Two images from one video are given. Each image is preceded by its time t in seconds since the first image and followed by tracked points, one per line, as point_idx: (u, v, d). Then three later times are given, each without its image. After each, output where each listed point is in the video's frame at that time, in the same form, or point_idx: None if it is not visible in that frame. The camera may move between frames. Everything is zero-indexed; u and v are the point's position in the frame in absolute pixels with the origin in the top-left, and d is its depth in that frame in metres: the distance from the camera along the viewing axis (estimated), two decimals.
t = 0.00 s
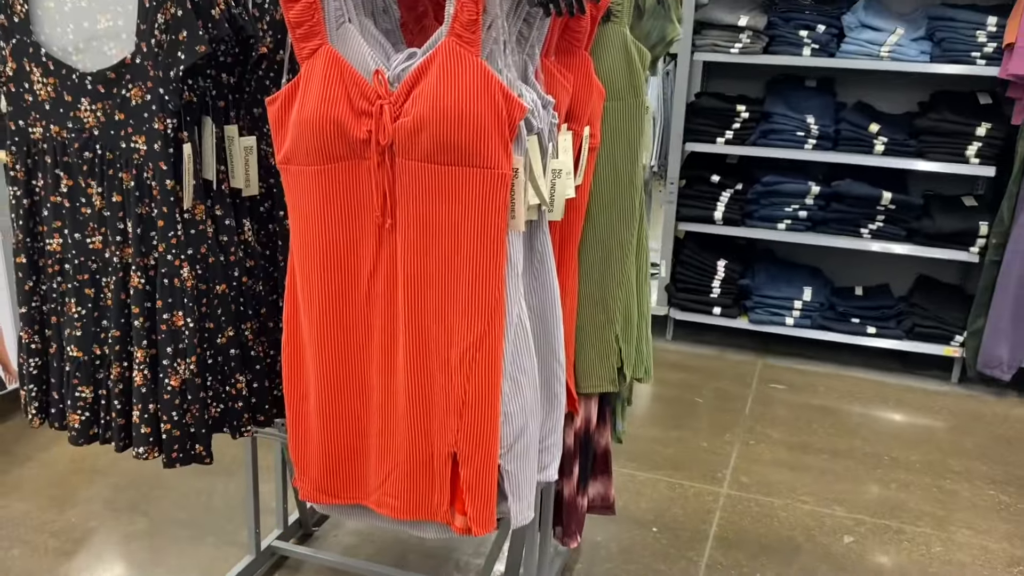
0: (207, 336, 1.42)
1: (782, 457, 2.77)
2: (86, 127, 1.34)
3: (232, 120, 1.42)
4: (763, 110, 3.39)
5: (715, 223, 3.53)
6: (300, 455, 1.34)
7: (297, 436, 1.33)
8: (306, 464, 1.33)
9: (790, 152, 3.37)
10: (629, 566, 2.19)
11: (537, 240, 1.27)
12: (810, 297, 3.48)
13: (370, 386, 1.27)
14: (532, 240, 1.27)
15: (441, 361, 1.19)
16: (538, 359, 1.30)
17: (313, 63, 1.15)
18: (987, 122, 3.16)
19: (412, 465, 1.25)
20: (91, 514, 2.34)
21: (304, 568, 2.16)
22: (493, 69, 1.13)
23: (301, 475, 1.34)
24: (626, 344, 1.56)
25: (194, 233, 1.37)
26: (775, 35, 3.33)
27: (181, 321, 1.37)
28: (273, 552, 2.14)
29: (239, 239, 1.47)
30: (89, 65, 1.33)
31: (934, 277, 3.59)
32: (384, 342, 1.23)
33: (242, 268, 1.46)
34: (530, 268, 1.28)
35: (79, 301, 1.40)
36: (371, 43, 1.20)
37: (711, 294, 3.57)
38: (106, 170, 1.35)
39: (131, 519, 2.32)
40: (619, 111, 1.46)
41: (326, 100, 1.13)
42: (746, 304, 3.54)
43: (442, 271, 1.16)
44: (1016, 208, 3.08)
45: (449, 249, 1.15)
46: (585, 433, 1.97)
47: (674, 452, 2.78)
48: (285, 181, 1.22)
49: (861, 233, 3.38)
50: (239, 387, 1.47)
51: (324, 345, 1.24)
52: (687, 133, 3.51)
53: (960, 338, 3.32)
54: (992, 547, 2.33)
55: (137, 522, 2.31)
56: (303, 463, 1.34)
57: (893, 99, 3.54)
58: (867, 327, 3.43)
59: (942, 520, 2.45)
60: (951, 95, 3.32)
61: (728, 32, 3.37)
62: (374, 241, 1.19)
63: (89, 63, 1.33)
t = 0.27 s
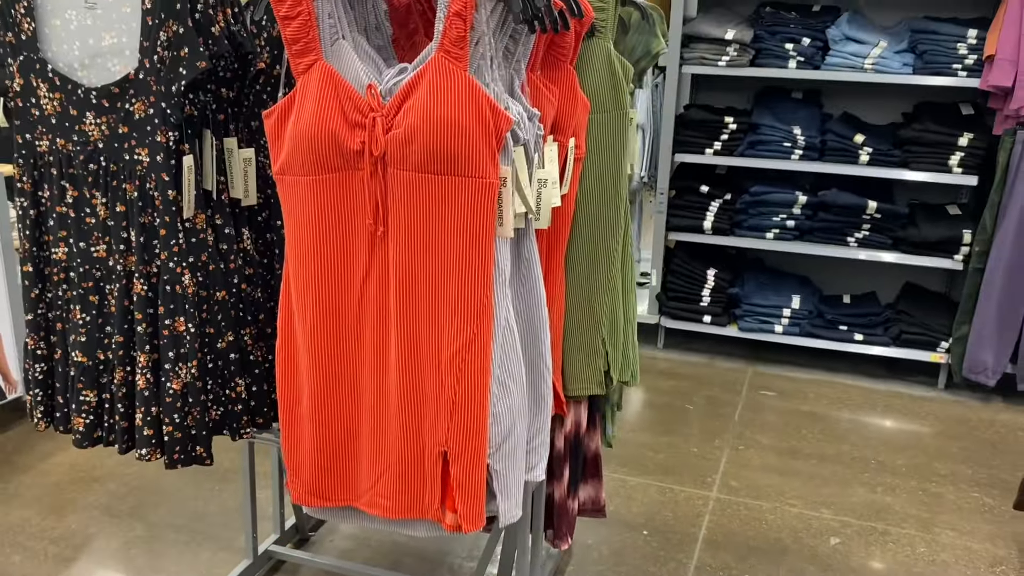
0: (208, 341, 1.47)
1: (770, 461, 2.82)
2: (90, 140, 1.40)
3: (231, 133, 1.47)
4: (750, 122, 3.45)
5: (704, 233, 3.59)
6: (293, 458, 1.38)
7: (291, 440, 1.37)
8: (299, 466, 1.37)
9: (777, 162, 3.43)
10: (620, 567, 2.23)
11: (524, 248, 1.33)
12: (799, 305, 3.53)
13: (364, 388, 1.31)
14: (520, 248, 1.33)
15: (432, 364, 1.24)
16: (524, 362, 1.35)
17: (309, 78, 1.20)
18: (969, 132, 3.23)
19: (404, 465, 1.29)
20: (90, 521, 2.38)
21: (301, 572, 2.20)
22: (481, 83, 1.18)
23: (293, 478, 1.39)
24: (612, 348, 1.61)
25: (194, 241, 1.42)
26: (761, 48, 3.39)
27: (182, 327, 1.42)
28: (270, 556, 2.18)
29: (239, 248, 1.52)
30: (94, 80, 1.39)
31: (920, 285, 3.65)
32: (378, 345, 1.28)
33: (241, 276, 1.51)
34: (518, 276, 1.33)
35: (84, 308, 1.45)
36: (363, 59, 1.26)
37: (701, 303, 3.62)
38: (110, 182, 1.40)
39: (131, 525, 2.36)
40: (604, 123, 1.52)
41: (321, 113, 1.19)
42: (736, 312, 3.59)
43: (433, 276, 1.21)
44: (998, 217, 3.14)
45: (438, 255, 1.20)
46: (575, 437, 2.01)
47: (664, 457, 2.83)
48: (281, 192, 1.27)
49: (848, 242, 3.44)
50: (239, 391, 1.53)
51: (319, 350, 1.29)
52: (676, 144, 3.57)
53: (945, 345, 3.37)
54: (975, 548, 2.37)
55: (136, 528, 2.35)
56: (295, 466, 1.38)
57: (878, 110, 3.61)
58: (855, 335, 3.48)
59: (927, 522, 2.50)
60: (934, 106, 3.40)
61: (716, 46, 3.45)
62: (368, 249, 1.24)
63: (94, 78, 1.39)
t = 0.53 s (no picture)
0: (210, 346, 1.51)
1: (763, 467, 2.85)
2: (96, 151, 1.44)
3: (232, 144, 1.52)
4: (742, 132, 3.50)
5: (698, 242, 3.63)
6: (289, 463, 1.41)
7: (287, 444, 1.40)
8: (295, 470, 1.40)
9: (770, 172, 3.48)
10: (614, 571, 2.26)
11: (517, 255, 1.37)
12: (791, 313, 3.57)
13: (359, 393, 1.35)
14: (513, 255, 1.37)
15: (426, 369, 1.28)
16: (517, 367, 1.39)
17: (307, 91, 1.24)
18: (958, 142, 3.28)
19: (398, 468, 1.32)
20: (90, 527, 2.40)
21: None
22: (475, 96, 1.23)
23: (289, 483, 1.42)
24: (604, 354, 1.65)
25: (196, 250, 1.46)
26: (753, 60, 3.45)
27: (185, 333, 1.46)
28: (269, 560, 2.21)
29: (240, 256, 1.56)
30: (100, 93, 1.43)
31: (912, 293, 3.69)
32: (374, 351, 1.32)
33: (242, 283, 1.55)
34: (512, 282, 1.37)
35: (89, 315, 1.49)
36: (361, 72, 1.31)
37: (695, 311, 3.66)
38: (115, 192, 1.44)
39: (130, 531, 2.39)
40: (595, 134, 1.57)
41: (320, 125, 1.23)
42: (729, 320, 3.64)
43: (427, 283, 1.25)
44: (987, 226, 3.19)
45: (432, 263, 1.24)
46: (570, 442, 2.05)
47: (659, 463, 2.86)
48: (280, 202, 1.31)
49: (840, 251, 3.48)
50: (240, 395, 1.56)
51: (316, 355, 1.33)
52: (669, 154, 3.61)
53: (936, 352, 3.41)
54: (965, 551, 2.40)
55: (136, 534, 2.37)
56: (290, 470, 1.41)
57: (868, 121, 3.66)
58: (847, 342, 3.52)
59: (918, 526, 2.53)
60: (924, 117, 3.45)
61: (708, 58, 3.50)
62: (364, 257, 1.28)
63: (99, 91, 1.43)
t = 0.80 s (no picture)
0: (210, 351, 1.54)
1: (758, 473, 2.88)
2: (99, 160, 1.47)
3: (232, 154, 1.55)
4: (737, 142, 3.54)
5: (693, 250, 3.66)
6: (289, 464, 1.43)
7: (286, 446, 1.43)
8: (295, 472, 1.43)
9: (764, 181, 3.52)
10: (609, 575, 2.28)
11: (511, 261, 1.40)
12: (786, 321, 3.60)
13: (357, 396, 1.38)
14: (508, 261, 1.39)
15: (422, 372, 1.31)
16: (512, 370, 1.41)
17: (306, 101, 1.27)
18: (950, 151, 3.31)
19: (395, 470, 1.35)
20: (90, 532, 2.42)
21: None
22: (470, 106, 1.26)
23: (289, 484, 1.44)
24: (598, 359, 1.68)
25: (197, 257, 1.49)
26: (747, 71, 3.48)
27: (185, 338, 1.48)
28: (268, 565, 2.23)
29: (240, 263, 1.59)
30: (103, 103, 1.47)
31: (905, 301, 3.73)
32: (371, 354, 1.34)
33: (241, 289, 1.58)
34: (506, 288, 1.40)
35: (91, 320, 1.51)
36: (358, 82, 1.34)
37: (691, 318, 3.69)
38: (118, 200, 1.47)
39: (130, 536, 2.41)
40: (588, 142, 1.60)
41: (318, 134, 1.26)
42: (724, 328, 3.67)
43: (424, 288, 1.28)
44: (979, 234, 3.22)
45: (428, 268, 1.27)
46: (566, 446, 2.07)
47: (654, 469, 2.88)
48: (279, 209, 1.34)
49: (834, 258, 3.51)
50: (239, 400, 1.59)
51: (314, 359, 1.36)
52: (664, 164, 3.65)
53: (930, 359, 3.43)
54: (957, 555, 2.43)
55: (135, 539, 2.39)
56: (290, 472, 1.44)
57: (862, 130, 3.70)
58: (841, 349, 3.55)
59: (911, 531, 2.55)
60: (916, 126, 3.49)
61: (702, 69, 3.54)
62: (361, 263, 1.31)
63: (103, 101, 1.46)
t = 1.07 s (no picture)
0: (212, 353, 1.56)
1: (755, 476, 2.89)
2: (103, 165, 1.49)
3: (234, 159, 1.57)
4: (734, 147, 3.57)
5: (691, 255, 3.68)
6: (293, 462, 1.46)
7: (290, 445, 1.45)
8: (299, 471, 1.45)
9: (761, 186, 3.54)
10: None
11: (510, 264, 1.42)
12: (784, 325, 3.63)
13: (359, 396, 1.40)
14: (507, 264, 1.42)
15: (423, 372, 1.33)
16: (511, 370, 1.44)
17: (309, 106, 1.30)
18: (945, 156, 3.34)
19: (397, 468, 1.37)
20: (92, 535, 2.44)
21: None
22: (468, 111, 1.28)
23: (293, 482, 1.46)
24: (596, 361, 1.70)
25: (199, 260, 1.51)
26: (744, 77, 3.51)
27: (187, 340, 1.50)
28: (269, 566, 2.25)
29: (242, 266, 1.61)
30: (107, 109, 1.49)
31: (902, 305, 3.75)
32: (373, 354, 1.37)
33: (243, 291, 1.60)
34: (506, 290, 1.42)
35: (95, 323, 1.54)
36: (359, 89, 1.36)
37: (689, 323, 3.71)
38: (121, 204, 1.49)
39: (132, 539, 2.43)
40: (585, 147, 1.62)
41: (321, 139, 1.28)
42: (722, 332, 3.69)
43: (425, 289, 1.30)
44: (974, 238, 3.24)
45: (429, 270, 1.29)
46: (564, 448, 2.09)
47: (653, 472, 2.90)
48: (283, 212, 1.36)
49: (831, 263, 3.54)
50: (240, 402, 1.61)
51: (318, 359, 1.38)
52: (663, 169, 3.67)
53: (927, 362, 3.45)
54: (953, 557, 2.45)
55: (137, 541, 2.41)
56: (295, 470, 1.46)
57: (858, 135, 3.73)
58: (838, 353, 3.57)
59: (907, 533, 2.57)
60: (912, 132, 3.51)
61: (700, 75, 3.57)
62: (363, 264, 1.33)
63: (107, 107, 1.48)
